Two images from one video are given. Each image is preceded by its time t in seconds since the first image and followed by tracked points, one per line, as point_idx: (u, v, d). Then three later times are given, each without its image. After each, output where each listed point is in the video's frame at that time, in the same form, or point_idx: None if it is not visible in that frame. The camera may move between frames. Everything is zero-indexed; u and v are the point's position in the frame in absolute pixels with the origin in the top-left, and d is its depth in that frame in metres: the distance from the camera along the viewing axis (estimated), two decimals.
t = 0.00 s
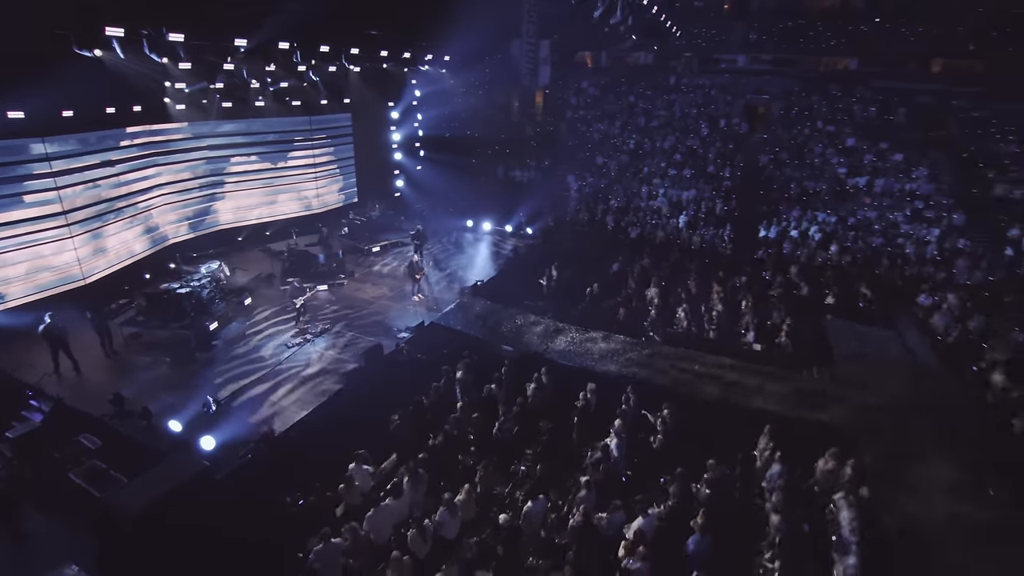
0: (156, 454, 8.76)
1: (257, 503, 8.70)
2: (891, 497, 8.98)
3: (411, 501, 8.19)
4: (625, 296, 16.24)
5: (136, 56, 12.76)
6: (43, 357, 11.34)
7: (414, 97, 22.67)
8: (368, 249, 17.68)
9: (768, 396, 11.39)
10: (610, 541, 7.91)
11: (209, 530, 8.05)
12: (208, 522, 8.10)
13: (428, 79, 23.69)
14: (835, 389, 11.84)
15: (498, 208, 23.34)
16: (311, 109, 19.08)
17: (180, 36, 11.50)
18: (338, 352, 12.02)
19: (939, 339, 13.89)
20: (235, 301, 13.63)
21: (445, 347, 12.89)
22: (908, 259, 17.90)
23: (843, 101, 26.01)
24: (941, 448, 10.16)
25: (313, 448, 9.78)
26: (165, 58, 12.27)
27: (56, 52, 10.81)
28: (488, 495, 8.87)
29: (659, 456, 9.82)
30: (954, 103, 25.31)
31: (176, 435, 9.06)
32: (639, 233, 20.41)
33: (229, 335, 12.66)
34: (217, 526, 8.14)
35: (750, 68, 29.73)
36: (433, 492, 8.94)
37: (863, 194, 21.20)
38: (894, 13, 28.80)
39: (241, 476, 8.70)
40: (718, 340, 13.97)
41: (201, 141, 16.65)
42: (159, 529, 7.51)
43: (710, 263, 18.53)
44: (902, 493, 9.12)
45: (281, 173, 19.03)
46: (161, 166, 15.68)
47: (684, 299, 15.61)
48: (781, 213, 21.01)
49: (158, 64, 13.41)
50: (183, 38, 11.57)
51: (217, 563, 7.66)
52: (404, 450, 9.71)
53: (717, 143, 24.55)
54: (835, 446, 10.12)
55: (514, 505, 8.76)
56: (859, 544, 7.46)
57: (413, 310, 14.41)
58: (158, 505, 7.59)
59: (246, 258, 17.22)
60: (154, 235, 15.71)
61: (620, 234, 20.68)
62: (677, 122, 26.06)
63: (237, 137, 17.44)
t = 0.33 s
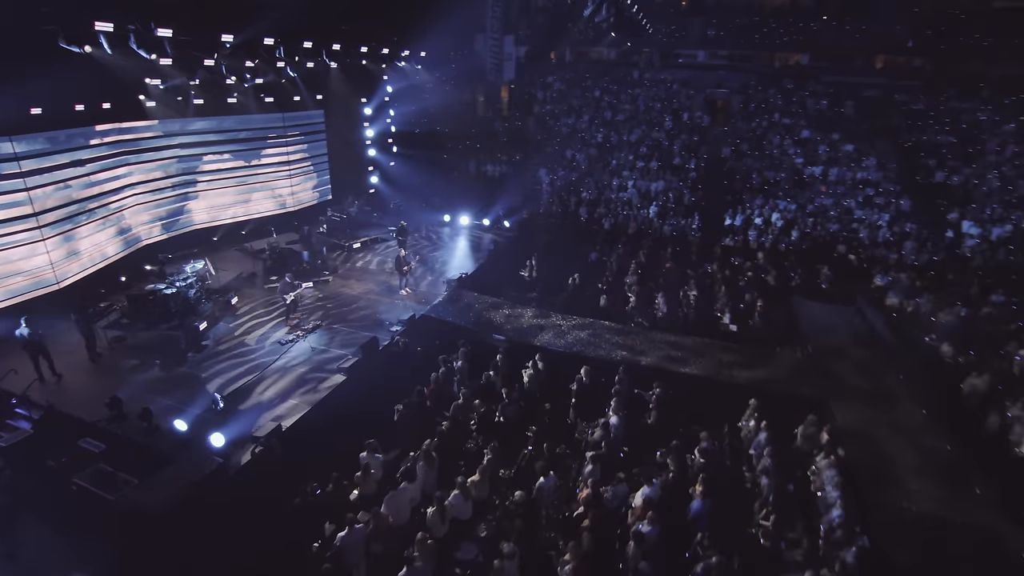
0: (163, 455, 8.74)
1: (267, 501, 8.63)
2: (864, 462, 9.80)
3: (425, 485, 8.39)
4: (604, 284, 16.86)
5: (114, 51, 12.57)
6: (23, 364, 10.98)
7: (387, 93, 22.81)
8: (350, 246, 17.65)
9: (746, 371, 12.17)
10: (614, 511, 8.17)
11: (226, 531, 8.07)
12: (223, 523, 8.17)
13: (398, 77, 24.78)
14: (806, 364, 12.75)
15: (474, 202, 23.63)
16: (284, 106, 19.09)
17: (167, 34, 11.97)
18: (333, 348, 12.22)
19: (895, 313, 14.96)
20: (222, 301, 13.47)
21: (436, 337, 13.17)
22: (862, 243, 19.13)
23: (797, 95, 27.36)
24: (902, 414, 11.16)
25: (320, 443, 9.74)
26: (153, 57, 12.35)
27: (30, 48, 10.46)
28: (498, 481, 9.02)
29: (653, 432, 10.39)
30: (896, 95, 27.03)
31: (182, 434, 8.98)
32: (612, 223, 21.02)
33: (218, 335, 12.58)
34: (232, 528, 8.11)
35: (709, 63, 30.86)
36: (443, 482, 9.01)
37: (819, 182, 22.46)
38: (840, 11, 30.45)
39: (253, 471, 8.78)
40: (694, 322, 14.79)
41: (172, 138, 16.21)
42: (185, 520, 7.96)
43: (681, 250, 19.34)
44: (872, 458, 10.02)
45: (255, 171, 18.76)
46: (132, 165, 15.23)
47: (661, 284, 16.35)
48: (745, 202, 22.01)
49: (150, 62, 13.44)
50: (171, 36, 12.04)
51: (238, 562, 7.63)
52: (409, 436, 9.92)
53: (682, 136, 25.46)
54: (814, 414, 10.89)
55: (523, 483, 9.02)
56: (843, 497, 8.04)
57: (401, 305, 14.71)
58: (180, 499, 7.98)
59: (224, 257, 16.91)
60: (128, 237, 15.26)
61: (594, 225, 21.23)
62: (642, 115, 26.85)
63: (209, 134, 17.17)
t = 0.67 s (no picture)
0: (169, 453, 8.73)
1: (279, 491, 8.78)
2: (835, 428, 10.72)
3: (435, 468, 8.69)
4: (583, 272, 17.47)
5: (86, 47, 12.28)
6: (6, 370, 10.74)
7: (358, 90, 22.62)
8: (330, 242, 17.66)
9: (724, 353, 12.96)
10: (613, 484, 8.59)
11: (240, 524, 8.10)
12: (238, 516, 8.26)
13: (371, 73, 25.81)
14: (776, 342, 13.68)
15: (448, 196, 23.89)
16: (257, 103, 18.86)
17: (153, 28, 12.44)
18: (326, 343, 12.39)
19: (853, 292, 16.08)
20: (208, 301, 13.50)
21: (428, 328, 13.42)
22: (820, 228, 20.34)
23: (753, 89, 28.65)
24: (865, 382, 12.20)
25: (329, 432, 9.92)
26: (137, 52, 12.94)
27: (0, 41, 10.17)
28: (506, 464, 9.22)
29: (643, 408, 10.98)
30: (843, 89, 28.66)
31: (189, 431, 9.16)
32: (585, 214, 21.61)
33: (208, 337, 12.49)
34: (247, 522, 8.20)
35: (668, 58, 31.95)
36: (452, 465, 9.18)
37: (777, 172, 23.73)
38: (791, 10, 31.99)
39: (262, 463, 8.94)
40: (671, 305, 15.59)
41: (142, 137, 15.82)
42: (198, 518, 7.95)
43: (653, 239, 20.13)
44: (838, 423, 10.93)
45: (227, 170, 18.51)
46: (102, 165, 14.81)
47: (638, 272, 17.09)
48: (709, 192, 23.02)
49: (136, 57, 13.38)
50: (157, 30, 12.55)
51: (258, 558, 7.75)
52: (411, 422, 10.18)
53: (646, 129, 26.33)
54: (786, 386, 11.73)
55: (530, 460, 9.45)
56: (819, 457, 8.83)
57: (389, 298, 14.92)
58: (197, 496, 7.97)
59: (200, 257, 16.64)
60: (99, 239, 14.85)
61: (567, 217, 21.74)
62: (607, 109, 27.60)
63: (179, 133, 16.86)
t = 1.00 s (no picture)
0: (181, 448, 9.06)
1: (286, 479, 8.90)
2: (805, 396, 11.68)
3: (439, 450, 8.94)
4: (562, 263, 17.96)
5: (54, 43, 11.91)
6: None
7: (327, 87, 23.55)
8: (310, 241, 17.67)
9: (701, 334, 13.78)
10: (611, 455, 9.12)
11: (251, 515, 8.19)
12: (250, 506, 8.38)
13: (344, 69, 25.36)
14: (746, 321, 14.61)
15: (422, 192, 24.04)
16: (228, 102, 18.80)
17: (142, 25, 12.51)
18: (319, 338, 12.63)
19: (812, 274, 17.15)
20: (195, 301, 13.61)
21: (418, 319, 13.75)
22: (778, 215, 21.48)
23: (710, 84, 29.89)
24: (827, 353, 13.27)
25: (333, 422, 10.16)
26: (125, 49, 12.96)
27: None
28: (506, 443, 9.68)
29: (631, 386, 11.63)
30: (794, 84, 30.21)
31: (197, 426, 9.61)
32: (557, 207, 22.13)
33: (196, 337, 12.42)
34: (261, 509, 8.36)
35: (628, 54, 32.95)
36: (455, 447, 9.46)
37: (737, 163, 24.92)
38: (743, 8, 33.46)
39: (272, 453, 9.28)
40: (648, 291, 16.31)
41: (110, 137, 15.43)
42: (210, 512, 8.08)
43: (625, 228, 20.83)
44: (807, 390, 11.88)
45: (199, 170, 18.35)
46: (70, 166, 14.41)
47: (614, 261, 17.76)
48: (673, 183, 23.93)
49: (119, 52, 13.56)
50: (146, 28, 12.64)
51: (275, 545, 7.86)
52: (412, 408, 10.50)
53: (611, 124, 27.15)
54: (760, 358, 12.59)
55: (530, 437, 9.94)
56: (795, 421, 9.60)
57: (375, 292, 15.17)
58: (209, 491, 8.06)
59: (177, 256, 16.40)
60: (69, 242, 14.43)
61: (540, 211, 22.18)
62: (572, 105, 28.28)
63: (149, 132, 16.57)
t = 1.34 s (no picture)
0: (188, 441, 9.31)
1: (296, 466, 9.23)
2: (774, 368, 12.61)
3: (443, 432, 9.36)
4: (540, 255, 18.34)
5: (20, 39, 11.47)
6: None
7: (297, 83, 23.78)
8: (289, 238, 17.65)
9: (677, 315, 14.59)
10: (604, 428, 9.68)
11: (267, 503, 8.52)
12: (263, 495, 8.63)
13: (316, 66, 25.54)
14: (717, 303, 15.52)
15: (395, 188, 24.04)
16: (199, 98, 18.76)
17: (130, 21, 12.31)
18: (312, 332, 12.82)
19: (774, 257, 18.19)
20: (182, 300, 13.62)
21: (405, 311, 14.09)
22: (740, 203, 22.50)
23: (670, 79, 31.01)
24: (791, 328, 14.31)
25: (334, 409, 10.49)
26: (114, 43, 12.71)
27: None
28: (504, 424, 10.12)
29: (616, 365, 12.30)
30: (749, 78, 31.65)
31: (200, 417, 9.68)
32: (529, 201, 22.37)
33: (187, 332, 12.50)
34: (274, 496, 8.67)
35: (590, 50, 33.83)
36: (456, 428, 9.83)
37: (698, 154, 25.98)
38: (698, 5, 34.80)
39: (279, 443, 9.61)
40: (624, 278, 16.98)
41: (76, 136, 14.98)
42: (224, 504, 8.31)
43: (597, 219, 21.36)
44: (776, 363, 12.78)
45: (171, 169, 18.13)
46: (37, 167, 13.95)
47: (589, 250, 18.41)
48: (639, 174, 24.68)
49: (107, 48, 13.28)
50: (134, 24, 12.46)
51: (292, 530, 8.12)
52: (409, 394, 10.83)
53: (577, 118, 27.84)
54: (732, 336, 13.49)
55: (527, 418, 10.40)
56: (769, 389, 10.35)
57: (362, 286, 15.39)
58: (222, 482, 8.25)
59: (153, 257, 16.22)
60: (39, 246, 14.01)
61: (512, 207, 22.20)
62: (538, 100, 28.84)
63: (117, 130, 16.19)
